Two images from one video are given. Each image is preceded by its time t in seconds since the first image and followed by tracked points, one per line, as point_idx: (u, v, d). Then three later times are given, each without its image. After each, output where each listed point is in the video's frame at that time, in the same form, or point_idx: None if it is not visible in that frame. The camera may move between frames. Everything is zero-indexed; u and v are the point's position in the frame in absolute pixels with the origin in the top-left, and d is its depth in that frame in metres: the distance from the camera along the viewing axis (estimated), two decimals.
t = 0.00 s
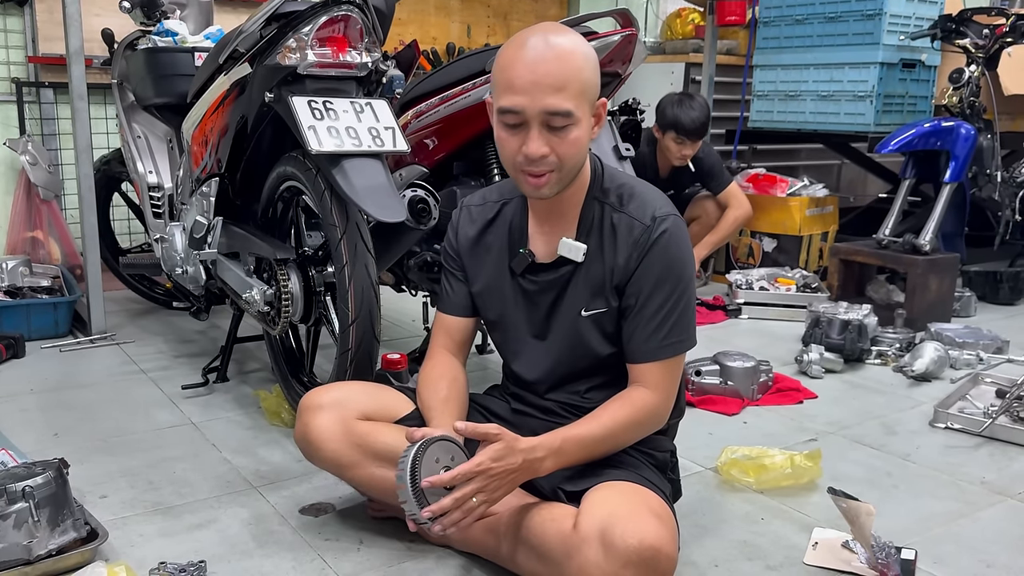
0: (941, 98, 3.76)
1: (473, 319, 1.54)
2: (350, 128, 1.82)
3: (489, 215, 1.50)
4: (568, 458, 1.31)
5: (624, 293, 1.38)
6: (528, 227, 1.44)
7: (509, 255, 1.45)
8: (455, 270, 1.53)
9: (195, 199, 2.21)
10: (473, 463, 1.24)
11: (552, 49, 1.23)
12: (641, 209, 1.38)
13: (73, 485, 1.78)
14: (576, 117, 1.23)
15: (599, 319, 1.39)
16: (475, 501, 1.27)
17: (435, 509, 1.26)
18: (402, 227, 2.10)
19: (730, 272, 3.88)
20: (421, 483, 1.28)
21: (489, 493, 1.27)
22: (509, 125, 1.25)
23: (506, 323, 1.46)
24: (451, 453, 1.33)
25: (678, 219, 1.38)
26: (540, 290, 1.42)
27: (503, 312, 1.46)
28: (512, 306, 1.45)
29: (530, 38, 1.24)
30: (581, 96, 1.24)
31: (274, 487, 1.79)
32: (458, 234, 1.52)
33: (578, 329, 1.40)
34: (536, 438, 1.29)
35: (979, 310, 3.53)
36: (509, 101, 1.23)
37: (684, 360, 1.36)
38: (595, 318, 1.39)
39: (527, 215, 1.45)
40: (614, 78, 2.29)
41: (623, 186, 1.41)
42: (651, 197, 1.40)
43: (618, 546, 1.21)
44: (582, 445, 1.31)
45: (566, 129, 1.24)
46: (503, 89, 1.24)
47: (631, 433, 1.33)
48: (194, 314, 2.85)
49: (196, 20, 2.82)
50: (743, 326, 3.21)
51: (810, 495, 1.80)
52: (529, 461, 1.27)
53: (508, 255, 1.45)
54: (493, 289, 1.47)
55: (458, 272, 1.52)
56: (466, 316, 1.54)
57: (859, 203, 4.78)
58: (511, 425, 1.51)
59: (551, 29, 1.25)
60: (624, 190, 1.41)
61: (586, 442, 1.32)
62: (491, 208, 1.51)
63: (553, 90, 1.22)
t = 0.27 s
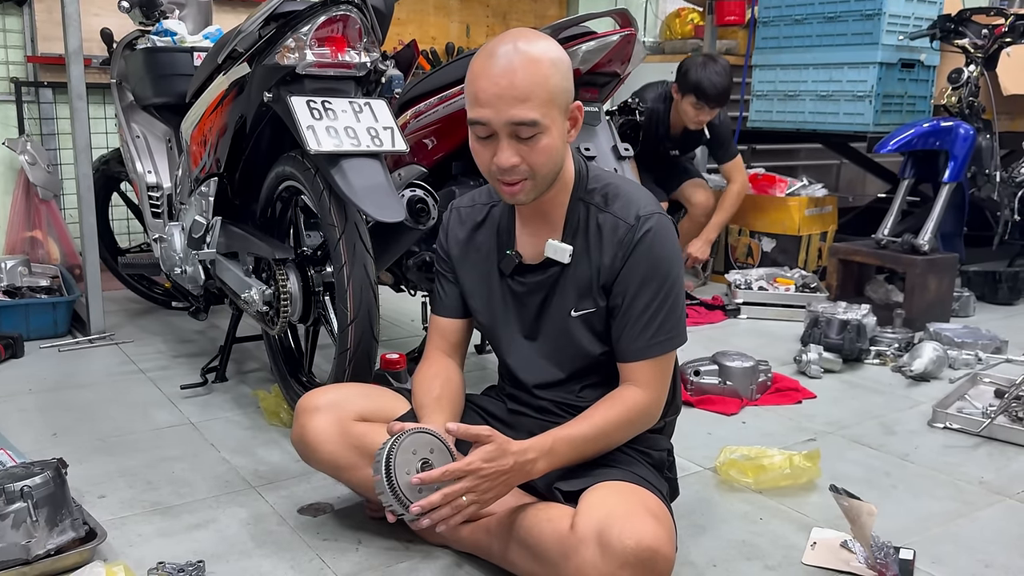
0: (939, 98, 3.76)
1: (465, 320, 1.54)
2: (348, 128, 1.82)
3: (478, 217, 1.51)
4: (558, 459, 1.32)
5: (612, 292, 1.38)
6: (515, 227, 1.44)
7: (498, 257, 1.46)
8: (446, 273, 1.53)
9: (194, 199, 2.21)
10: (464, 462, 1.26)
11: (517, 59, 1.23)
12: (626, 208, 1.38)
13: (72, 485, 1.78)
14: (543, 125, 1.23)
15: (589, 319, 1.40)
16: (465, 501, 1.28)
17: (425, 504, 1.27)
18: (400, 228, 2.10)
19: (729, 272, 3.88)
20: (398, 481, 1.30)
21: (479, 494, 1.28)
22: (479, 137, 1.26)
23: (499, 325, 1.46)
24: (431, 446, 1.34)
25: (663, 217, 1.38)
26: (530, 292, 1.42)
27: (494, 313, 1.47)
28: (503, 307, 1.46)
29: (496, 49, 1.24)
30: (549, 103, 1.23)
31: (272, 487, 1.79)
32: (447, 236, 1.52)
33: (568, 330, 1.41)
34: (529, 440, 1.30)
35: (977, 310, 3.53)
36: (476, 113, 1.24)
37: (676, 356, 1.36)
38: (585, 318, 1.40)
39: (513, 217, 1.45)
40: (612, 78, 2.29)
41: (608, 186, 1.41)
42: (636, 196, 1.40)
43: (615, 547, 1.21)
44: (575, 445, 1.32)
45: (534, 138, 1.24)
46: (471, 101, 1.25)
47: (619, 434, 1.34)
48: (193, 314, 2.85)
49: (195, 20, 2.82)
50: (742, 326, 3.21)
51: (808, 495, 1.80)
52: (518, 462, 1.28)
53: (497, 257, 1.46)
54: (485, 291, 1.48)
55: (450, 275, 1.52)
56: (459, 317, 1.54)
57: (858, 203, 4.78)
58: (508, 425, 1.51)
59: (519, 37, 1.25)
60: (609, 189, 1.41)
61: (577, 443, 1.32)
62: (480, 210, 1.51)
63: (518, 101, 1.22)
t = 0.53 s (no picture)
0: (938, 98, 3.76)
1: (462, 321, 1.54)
2: (347, 127, 1.82)
3: (473, 218, 1.50)
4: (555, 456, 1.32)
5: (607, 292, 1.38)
6: (511, 227, 1.44)
7: (493, 258, 1.46)
8: (442, 274, 1.53)
9: (192, 198, 2.21)
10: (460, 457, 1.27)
11: (524, 46, 1.25)
12: (621, 208, 1.38)
13: (71, 484, 1.78)
14: (551, 108, 1.24)
15: (585, 319, 1.40)
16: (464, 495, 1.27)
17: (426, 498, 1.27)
18: (399, 227, 2.10)
19: (729, 271, 3.88)
20: (398, 482, 1.30)
21: (479, 490, 1.28)
22: (484, 123, 1.26)
23: (496, 326, 1.46)
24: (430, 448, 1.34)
25: (658, 216, 1.38)
26: (525, 292, 1.42)
27: (490, 313, 1.47)
28: (498, 308, 1.46)
29: (499, 37, 1.26)
30: (555, 89, 1.25)
31: (271, 486, 1.79)
32: (442, 236, 1.52)
33: (565, 330, 1.41)
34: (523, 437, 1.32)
35: (977, 310, 3.53)
36: (483, 97, 1.24)
37: (674, 354, 1.36)
38: (581, 318, 1.40)
39: (509, 216, 1.45)
40: (611, 77, 2.29)
41: (603, 186, 1.41)
42: (631, 195, 1.40)
43: (615, 546, 1.21)
44: (572, 441, 1.33)
45: (542, 123, 1.25)
46: (476, 86, 1.25)
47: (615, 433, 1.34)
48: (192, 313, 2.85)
49: (195, 18, 2.82)
50: (741, 325, 3.21)
51: (807, 495, 1.80)
52: (513, 458, 1.29)
53: (492, 258, 1.46)
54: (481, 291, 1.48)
55: (445, 275, 1.52)
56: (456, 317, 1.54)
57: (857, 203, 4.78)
58: (506, 425, 1.52)
59: (523, 30, 1.27)
60: (603, 189, 1.41)
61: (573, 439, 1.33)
62: (474, 211, 1.51)
63: (526, 83, 1.23)
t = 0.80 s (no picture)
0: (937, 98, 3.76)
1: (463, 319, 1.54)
2: (347, 126, 1.82)
3: (475, 215, 1.50)
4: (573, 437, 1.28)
5: (614, 283, 1.38)
6: (514, 222, 1.44)
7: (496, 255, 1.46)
8: (443, 272, 1.52)
9: (191, 196, 2.20)
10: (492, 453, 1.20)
11: (535, 35, 1.26)
12: (627, 200, 1.39)
13: (70, 482, 1.78)
14: (561, 94, 1.25)
15: (590, 312, 1.40)
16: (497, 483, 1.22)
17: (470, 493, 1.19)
18: (398, 226, 2.10)
19: (727, 271, 3.89)
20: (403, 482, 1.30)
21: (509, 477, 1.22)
22: (495, 107, 1.27)
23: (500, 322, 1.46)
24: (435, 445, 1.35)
25: (664, 209, 1.39)
26: (531, 286, 1.42)
27: (494, 309, 1.47)
28: (502, 304, 1.46)
29: (509, 28, 1.28)
30: (565, 76, 1.26)
31: (270, 485, 1.79)
32: (444, 233, 1.52)
33: (570, 324, 1.41)
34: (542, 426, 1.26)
35: (975, 310, 3.54)
36: (494, 80, 1.25)
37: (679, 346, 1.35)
38: (586, 311, 1.40)
39: (513, 212, 1.45)
40: (611, 76, 2.29)
41: (608, 180, 1.43)
42: (637, 189, 1.41)
43: (614, 547, 1.21)
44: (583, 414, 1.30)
45: (551, 108, 1.25)
46: (487, 73, 1.26)
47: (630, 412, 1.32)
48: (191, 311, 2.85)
49: (193, 17, 2.81)
50: (739, 325, 3.21)
51: (806, 494, 1.80)
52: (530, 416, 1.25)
53: (495, 254, 1.46)
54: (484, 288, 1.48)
55: (446, 275, 1.52)
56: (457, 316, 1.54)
57: (856, 202, 4.78)
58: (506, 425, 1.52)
59: (532, 23, 1.29)
60: (608, 183, 1.42)
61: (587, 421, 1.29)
62: (476, 207, 1.51)
63: (538, 67, 1.24)
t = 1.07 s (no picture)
0: (935, 99, 3.77)
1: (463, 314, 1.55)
2: (345, 125, 1.82)
3: (479, 211, 1.51)
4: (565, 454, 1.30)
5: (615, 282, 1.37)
6: (519, 220, 1.44)
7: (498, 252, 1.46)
8: (445, 266, 1.52)
9: (189, 195, 2.19)
10: (481, 465, 1.25)
11: (535, 56, 1.26)
12: (633, 200, 1.38)
13: (67, 482, 1.78)
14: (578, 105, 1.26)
15: (590, 311, 1.39)
16: (481, 500, 1.26)
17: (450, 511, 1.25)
18: (396, 226, 2.09)
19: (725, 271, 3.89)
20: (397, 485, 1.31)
21: (495, 494, 1.27)
22: (520, 138, 1.25)
23: (500, 318, 1.47)
24: (426, 446, 1.35)
25: (669, 211, 1.38)
26: (532, 283, 1.42)
27: (495, 305, 1.47)
28: (503, 302, 1.46)
29: (506, 56, 1.27)
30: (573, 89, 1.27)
31: (268, 484, 1.79)
32: (447, 229, 1.52)
33: (570, 322, 1.41)
34: (535, 436, 1.28)
35: (972, 310, 3.54)
36: (515, 112, 1.23)
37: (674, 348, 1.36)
38: (586, 310, 1.40)
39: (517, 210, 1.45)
40: (609, 76, 2.29)
41: (614, 180, 1.42)
42: (643, 190, 1.41)
43: (611, 545, 1.21)
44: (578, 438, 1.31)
45: (574, 121, 1.26)
46: (504, 105, 1.24)
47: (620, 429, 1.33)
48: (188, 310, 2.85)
49: (192, 15, 2.81)
50: (737, 324, 3.22)
51: (803, 494, 1.80)
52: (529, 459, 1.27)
53: (497, 251, 1.47)
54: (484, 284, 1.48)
55: (448, 268, 1.52)
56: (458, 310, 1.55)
57: (853, 202, 4.79)
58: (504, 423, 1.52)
59: (526, 43, 1.29)
60: (614, 182, 1.42)
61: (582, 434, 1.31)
62: (480, 204, 1.51)
63: (553, 85, 1.24)
